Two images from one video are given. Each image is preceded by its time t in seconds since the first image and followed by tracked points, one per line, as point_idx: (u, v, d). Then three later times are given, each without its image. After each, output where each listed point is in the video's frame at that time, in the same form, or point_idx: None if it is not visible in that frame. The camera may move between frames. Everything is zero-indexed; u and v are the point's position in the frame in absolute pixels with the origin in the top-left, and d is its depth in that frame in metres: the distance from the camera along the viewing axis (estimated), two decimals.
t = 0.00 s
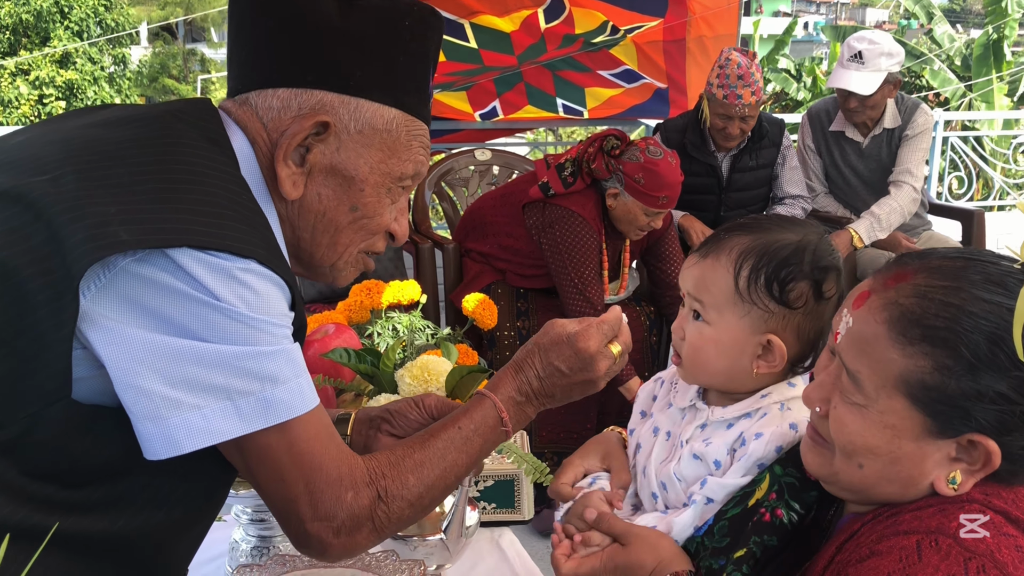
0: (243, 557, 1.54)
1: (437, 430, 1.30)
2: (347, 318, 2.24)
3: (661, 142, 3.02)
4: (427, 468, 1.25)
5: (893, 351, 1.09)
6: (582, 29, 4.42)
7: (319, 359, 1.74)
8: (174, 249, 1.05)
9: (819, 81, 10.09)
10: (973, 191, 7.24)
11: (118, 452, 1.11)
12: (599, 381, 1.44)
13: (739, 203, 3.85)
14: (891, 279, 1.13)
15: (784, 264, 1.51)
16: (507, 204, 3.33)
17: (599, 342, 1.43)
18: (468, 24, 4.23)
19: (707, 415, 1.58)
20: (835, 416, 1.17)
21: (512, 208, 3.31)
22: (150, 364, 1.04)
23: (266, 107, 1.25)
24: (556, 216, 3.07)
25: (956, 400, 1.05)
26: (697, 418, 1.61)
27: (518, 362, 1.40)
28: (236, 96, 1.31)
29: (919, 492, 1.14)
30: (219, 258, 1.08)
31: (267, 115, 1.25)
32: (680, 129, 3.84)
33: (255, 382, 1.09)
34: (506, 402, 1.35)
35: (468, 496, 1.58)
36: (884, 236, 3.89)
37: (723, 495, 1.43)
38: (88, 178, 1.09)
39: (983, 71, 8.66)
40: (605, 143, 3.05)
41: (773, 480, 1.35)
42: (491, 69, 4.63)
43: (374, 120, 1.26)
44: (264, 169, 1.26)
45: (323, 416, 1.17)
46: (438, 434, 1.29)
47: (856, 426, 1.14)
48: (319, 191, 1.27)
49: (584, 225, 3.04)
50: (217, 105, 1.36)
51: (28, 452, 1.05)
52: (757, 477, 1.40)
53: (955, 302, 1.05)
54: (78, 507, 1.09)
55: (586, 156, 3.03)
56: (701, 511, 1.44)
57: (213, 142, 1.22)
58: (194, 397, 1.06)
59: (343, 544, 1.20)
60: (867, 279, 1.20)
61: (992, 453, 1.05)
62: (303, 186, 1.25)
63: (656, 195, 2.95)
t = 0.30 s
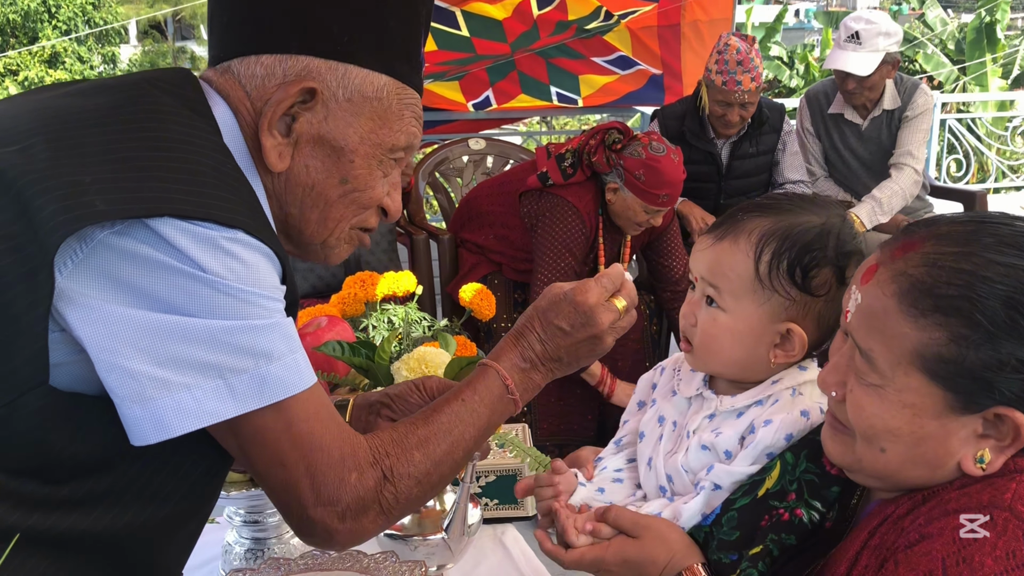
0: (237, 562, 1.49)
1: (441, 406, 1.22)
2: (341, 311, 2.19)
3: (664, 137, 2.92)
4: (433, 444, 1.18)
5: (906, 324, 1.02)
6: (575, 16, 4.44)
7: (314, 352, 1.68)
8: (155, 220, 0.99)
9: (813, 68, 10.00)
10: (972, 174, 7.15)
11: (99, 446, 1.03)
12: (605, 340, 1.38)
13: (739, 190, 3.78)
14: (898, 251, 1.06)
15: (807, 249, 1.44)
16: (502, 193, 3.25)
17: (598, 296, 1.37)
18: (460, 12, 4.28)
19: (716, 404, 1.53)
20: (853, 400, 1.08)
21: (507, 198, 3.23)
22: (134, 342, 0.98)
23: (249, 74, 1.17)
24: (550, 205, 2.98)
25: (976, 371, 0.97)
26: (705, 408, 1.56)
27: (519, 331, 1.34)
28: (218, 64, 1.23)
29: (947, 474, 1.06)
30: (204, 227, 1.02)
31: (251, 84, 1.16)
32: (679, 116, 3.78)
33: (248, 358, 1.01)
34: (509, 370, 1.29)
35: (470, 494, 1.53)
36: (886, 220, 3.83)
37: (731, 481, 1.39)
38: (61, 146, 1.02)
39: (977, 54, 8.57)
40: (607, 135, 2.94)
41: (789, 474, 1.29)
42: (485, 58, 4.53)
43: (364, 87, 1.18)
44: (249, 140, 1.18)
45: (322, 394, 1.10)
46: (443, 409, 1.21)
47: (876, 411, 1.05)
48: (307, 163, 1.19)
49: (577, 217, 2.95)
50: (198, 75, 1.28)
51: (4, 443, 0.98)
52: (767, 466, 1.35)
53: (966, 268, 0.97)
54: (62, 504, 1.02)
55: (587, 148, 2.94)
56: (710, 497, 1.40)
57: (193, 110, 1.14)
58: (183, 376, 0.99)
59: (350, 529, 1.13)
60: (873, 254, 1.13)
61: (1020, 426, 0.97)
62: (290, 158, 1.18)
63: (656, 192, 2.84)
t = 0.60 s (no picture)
0: (231, 569, 1.45)
1: (468, 386, 1.17)
2: (335, 311, 2.15)
3: (661, 140, 2.88)
4: (462, 423, 1.13)
5: (927, 317, 0.98)
6: (566, 11, 4.38)
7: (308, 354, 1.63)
8: (153, 199, 0.95)
9: (800, 64, 9.99)
10: (963, 166, 7.13)
11: (100, 439, 1.00)
12: (636, 318, 1.32)
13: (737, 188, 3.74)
14: (921, 240, 1.02)
15: (812, 234, 1.43)
16: (496, 192, 3.21)
17: (629, 273, 1.32)
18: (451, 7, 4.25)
19: (717, 404, 1.48)
20: (868, 394, 1.05)
21: (500, 199, 3.19)
22: (137, 325, 0.93)
23: (240, 51, 1.13)
24: (547, 205, 2.93)
25: (1000, 367, 0.93)
26: (706, 410, 1.50)
27: (546, 311, 1.29)
28: (207, 43, 1.19)
29: (966, 475, 1.03)
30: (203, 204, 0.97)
31: (242, 61, 1.12)
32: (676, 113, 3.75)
33: (257, 337, 0.97)
34: (538, 349, 1.24)
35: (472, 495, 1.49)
36: (883, 213, 3.81)
37: (742, 489, 1.34)
38: (49, 128, 0.98)
39: (965, 47, 8.58)
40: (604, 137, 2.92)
41: (806, 480, 1.23)
42: (476, 55, 4.49)
43: (360, 59, 1.13)
44: (242, 118, 1.13)
45: (337, 373, 1.05)
46: (470, 389, 1.16)
47: (889, 404, 1.02)
48: (304, 140, 1.14)
49: (574, 218, 2.89)
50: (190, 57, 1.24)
51: None
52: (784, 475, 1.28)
53: (994, 259, 0.93)
54: (58, 505, 0.98)
55: (581, 148, 2.91)
56: (721, 507, 1.34)
57: (188, 89, 1.10)
58: (190, 359, 0.95)
59: (377, 512, 1.08)
60: (894, 241, 1.09)
61: None
62: (287, 136, 1.13)
63: (650, 197, 2.83)
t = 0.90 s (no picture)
0: None
1: (495, 389, 1.15)
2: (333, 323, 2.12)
3: (663, 161, 2.87)
4: (490, 426, 1.11)
5: (930, 341, 0.98)
6: (558, 16, 4.40)
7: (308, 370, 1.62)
8: (174, 204, 0.94)
9: (788, 68, 10.03)
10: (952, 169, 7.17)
11: (123, 449, 0.99)
12: (666, 319, 1.27)
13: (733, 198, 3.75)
14: (923, 262, 1.02)
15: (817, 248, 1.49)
16: (496, 207, 3.22)
17: (658, 273, 1.28)
18: (441, 13, 4.23)
19: (717, 429, 1.45)
20: (870, 418, 1.04)
21: (501, 215, 3.20)
22: (160, 332, 0.92)
23: (249, 55, 1.11)
24: (553, 234, 2.94)
25: (1005, 394, 0.92)
26: (706, 435, 1.47)
27: (575, 314, 1.25)
28: (216, 48, 1.17)
29: (971, 505, 1.01)
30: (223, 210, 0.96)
31: (252, 64, 1.11)
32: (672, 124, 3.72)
33: (282, 341, 0.96)
34: (569, 352, 1.20)
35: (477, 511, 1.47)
36: (877, 219, 3.82)
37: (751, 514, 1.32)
38: (65, 135, 0.97)
39: (953, 51, 8.62)
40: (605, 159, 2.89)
41: (812, 508, 1.21)
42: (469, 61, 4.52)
43: (370, 59, 1.12)
44: (255, 121, 1.12)
45: (361, 377, 1.04)
46: (497, 391, 1.14)
47: (892, 429, 1.01)
48: (317, 143, 1.13)
49: (582, 246, 2.90)
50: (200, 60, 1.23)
51: (15, 458, 0.91)
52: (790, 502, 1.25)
53: (998, 283, 0.93)
54: (78, 519, 0.96)
55: (585, 169, 2.90)
56: (720, 536, 1.33)
57: (203, 95, 1.09)
58: (215, 365, 0.94)
59: (406, 517, 1.07)
60: (895, 263, 1.09)
61: None
62: (299, 138, 1.12)
63: (650, 220, 2.82)
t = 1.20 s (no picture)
0: None
1: (490, 403, 1.14)
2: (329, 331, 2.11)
3: (661, 173, 2.86)
4: (484, 441, 1.10)
5: (926, 353, 0.99)
6: (552, 24, 4.38)
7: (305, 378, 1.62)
8: (179, 215, 0.94)
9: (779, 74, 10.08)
10: (943, 176, 7.21)
11: (127, 461, 0.99)
12: (663, 330, 1.25)
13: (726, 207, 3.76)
14: (920, 274, 1.03)
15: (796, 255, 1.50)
16: (491, 215, 3.23)
17: (656, 284, 1.27)
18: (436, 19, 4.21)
19: (712, 440, 1.46)
20: (866, 429, 1.05)
21: (496, 222, 3.21)
22: (163, 345, 0.92)
23: (254, 60, 1.12)
24: (548, 239, 2.95)
25: (1000, 406, 0.94)
26: (701, 446, 1.48)
27: (572, 328, 1.24)
28: (220, 55, 1.18)
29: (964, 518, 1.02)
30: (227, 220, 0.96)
31: (257, 70, 1.11)
32: (665, 132, 3.76)
33: (282, 355, 0.96)
34: (563, 364, 1.19)
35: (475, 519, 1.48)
36: (869, 227, 3.84)
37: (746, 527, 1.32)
38: (72, 142, 0.97)
39: (943, 58, 8.69)
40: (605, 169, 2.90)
41: (806, 520, 1.21)
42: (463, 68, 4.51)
43: (375, 63, 1.12)
44: (260, 127, 1.12)
45: (360, 392, 1.05)
46: (492, 406, 1.13)
47: (888, 440, 1.02)
48: (322, 149, 1.13)
49: (576, 252, 2.91)
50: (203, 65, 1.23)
51: (21, 468, 0.91)
52: (784, 514, 1.25)
53: (993, 295, 0.94)
54: (84, 530, 0.96)
55: (581, 180, 2.91)
56: (713, 548, 1.33)
57: (208, 102, 1.09)
58: (217, 379, 0.94)
59: (400, 534, 1.06)
60: (889, 277, 1.10)
61: None
62: (304, 145, 1.12)
63: (648, 231, 2.81)
